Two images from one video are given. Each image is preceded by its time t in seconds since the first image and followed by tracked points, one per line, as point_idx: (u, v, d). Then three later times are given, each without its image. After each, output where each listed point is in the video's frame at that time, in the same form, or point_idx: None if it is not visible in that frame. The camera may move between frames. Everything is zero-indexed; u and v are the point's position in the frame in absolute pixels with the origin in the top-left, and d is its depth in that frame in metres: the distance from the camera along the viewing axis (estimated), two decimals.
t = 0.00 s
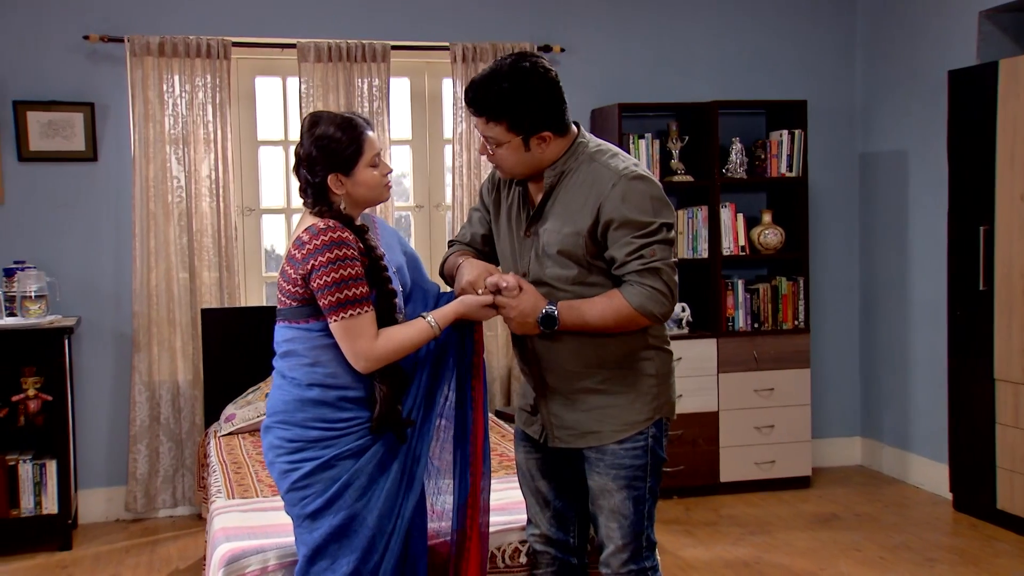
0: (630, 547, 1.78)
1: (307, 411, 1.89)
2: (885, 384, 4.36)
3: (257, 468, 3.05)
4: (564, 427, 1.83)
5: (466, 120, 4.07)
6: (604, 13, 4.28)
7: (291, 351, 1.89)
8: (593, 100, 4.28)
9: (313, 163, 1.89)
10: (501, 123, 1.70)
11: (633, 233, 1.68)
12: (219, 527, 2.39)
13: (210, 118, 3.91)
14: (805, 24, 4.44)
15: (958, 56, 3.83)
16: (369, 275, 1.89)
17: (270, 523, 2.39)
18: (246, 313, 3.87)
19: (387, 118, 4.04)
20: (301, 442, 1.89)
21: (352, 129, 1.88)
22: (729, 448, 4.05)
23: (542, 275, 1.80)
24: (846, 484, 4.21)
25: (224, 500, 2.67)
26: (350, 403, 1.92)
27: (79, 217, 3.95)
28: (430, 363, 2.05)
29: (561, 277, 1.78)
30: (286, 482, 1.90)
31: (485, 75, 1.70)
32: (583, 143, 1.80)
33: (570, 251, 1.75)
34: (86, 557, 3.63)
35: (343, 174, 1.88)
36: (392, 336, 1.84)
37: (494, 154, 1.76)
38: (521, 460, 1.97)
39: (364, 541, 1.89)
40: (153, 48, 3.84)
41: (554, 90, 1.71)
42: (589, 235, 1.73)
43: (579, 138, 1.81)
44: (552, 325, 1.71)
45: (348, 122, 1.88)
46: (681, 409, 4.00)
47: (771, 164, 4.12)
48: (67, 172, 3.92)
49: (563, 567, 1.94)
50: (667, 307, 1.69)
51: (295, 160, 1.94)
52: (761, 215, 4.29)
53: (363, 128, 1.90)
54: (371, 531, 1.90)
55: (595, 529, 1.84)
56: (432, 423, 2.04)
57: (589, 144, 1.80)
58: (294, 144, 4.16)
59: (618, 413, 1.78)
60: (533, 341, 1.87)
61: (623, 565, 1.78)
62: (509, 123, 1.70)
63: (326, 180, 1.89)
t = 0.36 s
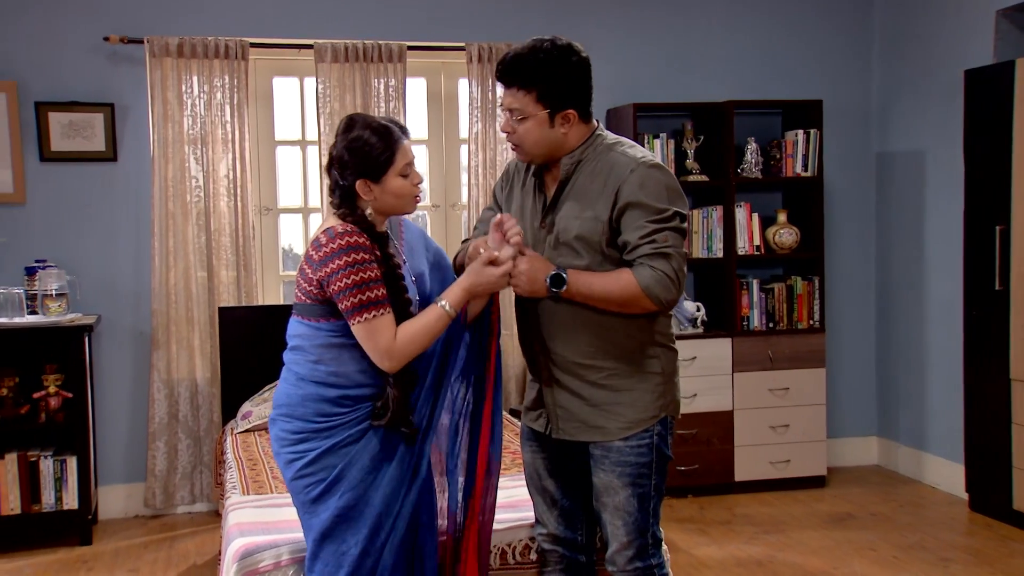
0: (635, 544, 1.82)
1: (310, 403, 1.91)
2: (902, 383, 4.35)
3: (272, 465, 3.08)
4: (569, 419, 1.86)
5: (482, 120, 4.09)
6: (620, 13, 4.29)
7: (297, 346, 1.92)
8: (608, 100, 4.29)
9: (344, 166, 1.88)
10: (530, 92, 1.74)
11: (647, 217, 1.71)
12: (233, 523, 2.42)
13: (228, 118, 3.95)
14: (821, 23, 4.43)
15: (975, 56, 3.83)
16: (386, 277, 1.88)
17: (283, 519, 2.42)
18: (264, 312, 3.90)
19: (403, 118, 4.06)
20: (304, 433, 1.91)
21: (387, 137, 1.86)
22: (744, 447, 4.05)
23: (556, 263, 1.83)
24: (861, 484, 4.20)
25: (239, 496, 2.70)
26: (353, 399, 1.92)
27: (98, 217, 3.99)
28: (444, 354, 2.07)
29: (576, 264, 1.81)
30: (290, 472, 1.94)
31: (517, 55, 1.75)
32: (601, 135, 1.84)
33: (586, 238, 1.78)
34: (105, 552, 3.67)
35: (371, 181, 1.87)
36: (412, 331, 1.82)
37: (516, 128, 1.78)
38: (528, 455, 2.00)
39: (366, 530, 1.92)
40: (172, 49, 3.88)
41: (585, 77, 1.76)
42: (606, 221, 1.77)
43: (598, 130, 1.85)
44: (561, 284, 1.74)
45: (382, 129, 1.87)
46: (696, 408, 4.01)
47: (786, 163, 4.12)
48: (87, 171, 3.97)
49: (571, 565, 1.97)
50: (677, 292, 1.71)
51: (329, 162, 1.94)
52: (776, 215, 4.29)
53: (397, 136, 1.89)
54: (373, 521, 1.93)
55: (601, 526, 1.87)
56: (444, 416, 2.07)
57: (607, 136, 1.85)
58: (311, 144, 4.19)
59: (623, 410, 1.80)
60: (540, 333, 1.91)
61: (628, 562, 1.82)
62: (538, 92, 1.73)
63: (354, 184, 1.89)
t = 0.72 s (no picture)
0: (643, 540, 1.85)
1: (317, 404, 1.94)
2: (915, 383, 4.35)
3: (285, 462, 3.10)
4: (575, 423, 1.89)
5: (495, 120, 4.12)
6: (633, 13, 4.30)
7: (308, 348, 1.95)
8: (622, 100, 4.31)
9: (380, 179, 1.87)
10: (544, 96, 1.74)
11: (637, 235, 1.73)
12: (245, 518, 2.44)
13: (243, 118, 3.98)
14: (835, 23, 4.43)
15: (989, 55, 3.82)
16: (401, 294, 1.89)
17: (293, 514, 2.44)
18: (278, 311, 3.93)
19: (417, 118, 4.09)
20: (310, 433, 1.94)
21: (427, 161, 1.84)
22: (756, 446, 4.05)
23: (551, 274, 1.86)
24: (874, 483, 4.20)
25: (251, 493, 2.73)
26: (361, 400, 1.94)
27: (115, 216, 4.03)
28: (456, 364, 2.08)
29: (573, 277, 1.83)
30: (297, 469, 1.96)
31: (526, 59, 1.76)
32: (602, 144, 1.86)
33: (580, 251, 1.81)
34: (122, 548, 3.71)
35: (404, 204, 1.87)
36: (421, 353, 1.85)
37: (521, 130, 1.79)
38: (536, 453, 2.05)
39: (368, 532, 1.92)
40: (188, 50, 3.92)
41: (599, 92, 1.77)
42: (600, 235, 1.79)
43: (603, 139, 1.87)
44: (554, 307, 1.76)
45: (424, 154, 1.84)
46: (708, 407, 4.02)
47: (799, 163, 4.12)
48: (104, 171, 4.01)
49: (579, 560, 2.03)
50: (661, 311, 1.73)
51: (365, 167, 1.92)
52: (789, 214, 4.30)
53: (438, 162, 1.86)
54: (376, 522, 1.93)
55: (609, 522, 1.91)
56: (457, 421, 2.09)
57: (608, 146, 1.86)
58: (325, 144, 4.22)
59: (629, 410, 1.83)
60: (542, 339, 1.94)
61: (637, 558, 1.86)
62: (551, 98, 1.74)
63: (386, 203, 1.88)
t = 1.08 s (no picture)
0: (641, 535, 1.87)
1: (329, 401, 1.95)
2: (923, 381, 4.35)
3: (292, 458, 3.13)
4: (577, 420, 1.92)
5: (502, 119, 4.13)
6: (640, 12, 4.31)
7: (318, 345, 1.97)
8: (629, 99, 4.32)
9: (390, 180, 1.88)
10: (529, 142, 1.74)
11: (636, 239, 1.74)
12: (251, 514, 2.46)
13: (252, 118, 4.01)
14: (842, 22, 4.43)
15: (997, 54, 3.82)
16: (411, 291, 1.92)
17: (298, 510, 2.46)
18: (286, 309, 3.95)
19: (424, 117, 4.11)
20: (323, 429, 1.95)
21: (437, 165, 1.86)
22: (762, 444, 4.06)
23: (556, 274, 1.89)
24: (881, 482, 4.20)
25: (258, 489, 2.76)
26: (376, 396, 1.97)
27: (125, 214, 4.06)
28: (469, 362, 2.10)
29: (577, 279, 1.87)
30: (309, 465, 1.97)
31: (503, 96, 1.74)
32: (599, 151, 1.86)
33: (584, 255, 1.84)
34: (132, 544, 3.74)
35: (413, 204, 1.89)
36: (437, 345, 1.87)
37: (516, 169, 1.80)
38: (540, 447, 2.10)
39: (383, 525, 1.95)
40: (197, 50, 3.94)
41: (579, 113, 1.75)
42: (603, 239, 1.82)
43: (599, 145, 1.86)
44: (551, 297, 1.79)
45: (435, 157, 1.86)
46: (715, 404, 4.03)
47: (806, 162, 4.12)
48: (114, 169, 4.04)
49: (578, 555, 2.08)
50: (660, 312, 1.74)
51: (377, 165, 1.94)
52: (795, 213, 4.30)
53: (448, 165, 1.88)
54: (390, 516, 1.96)
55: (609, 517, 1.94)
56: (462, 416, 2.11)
57: (606, 152, 1.85)
58: (334, 143, 4.25)
59: (630, 406, 1.86)
60: (547, 337, 1.98)
61: (634, 554, 1.88)
62: (537, 142, 1.74)
63: (395, 202, 1.90)
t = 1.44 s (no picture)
0: (648, 530, 1.87)
1: (321, 393, 1.93)
2: (932, 379, 4.33)
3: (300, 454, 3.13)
4: (580, 412, 1.93)
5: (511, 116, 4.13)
6: (649, 9, 4.30)
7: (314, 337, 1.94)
8: (637, 95, 4.31)
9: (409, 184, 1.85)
10: (557, 106, 1.75)
11: (641, 224, 1.75)
12: (257, 509, 2.47)
13: (260, 114, 4.01)
14: (851, 18, 4.42)
15: (1007, 50, 3.80)
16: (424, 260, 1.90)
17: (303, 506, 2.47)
18: (295, 306, 3.96)
19: (432, 113, 4.10)
20: (314, 421, 1.94)
21: (456, 171, 1.82)
22: (771, 441, 4.05)
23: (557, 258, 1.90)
24: (890, 479, 4.19)
25: (265, 484, 2.76)
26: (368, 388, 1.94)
27: (134, 211, 4.07)
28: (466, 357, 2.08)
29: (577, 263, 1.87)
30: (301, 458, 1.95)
31: (535, 63, 1.76)
32: (615, 140, 1.87)
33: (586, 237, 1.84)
34: (141, 539, 3.76)
35: (432, 216, 1.85)
36: (472, 292, 1.81)
37: (539, 136, 1.80)
38: (543, 444, 2.11)
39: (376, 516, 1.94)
40: (205, 47, 3.95)
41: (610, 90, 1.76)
42: (610, 225, 1.82)
43: (616, 134, 1.88)
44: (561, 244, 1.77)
45: (459, 173, 1.83)
46: (723, 401, 4.02)
47: (814, 158, 4.11)
48: (123, 166, 4.05)
49: (585, 552, 2.09)
50: (657, 298, 1.74)
51: (402, 172, 1.90)
52: (804, 209, 4.29)
53: (472, 184, 1.84)
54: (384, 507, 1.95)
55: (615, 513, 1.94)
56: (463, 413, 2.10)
57: (621, 140, 1.87)
58: (342, 140, 4.25)
59: (634, 400, 1.86)
60: (552, 331, 1.99)
61: (640, 549, 1.88)
62: (564, 107, 1.75)
63: (415, 211, 1.85)
